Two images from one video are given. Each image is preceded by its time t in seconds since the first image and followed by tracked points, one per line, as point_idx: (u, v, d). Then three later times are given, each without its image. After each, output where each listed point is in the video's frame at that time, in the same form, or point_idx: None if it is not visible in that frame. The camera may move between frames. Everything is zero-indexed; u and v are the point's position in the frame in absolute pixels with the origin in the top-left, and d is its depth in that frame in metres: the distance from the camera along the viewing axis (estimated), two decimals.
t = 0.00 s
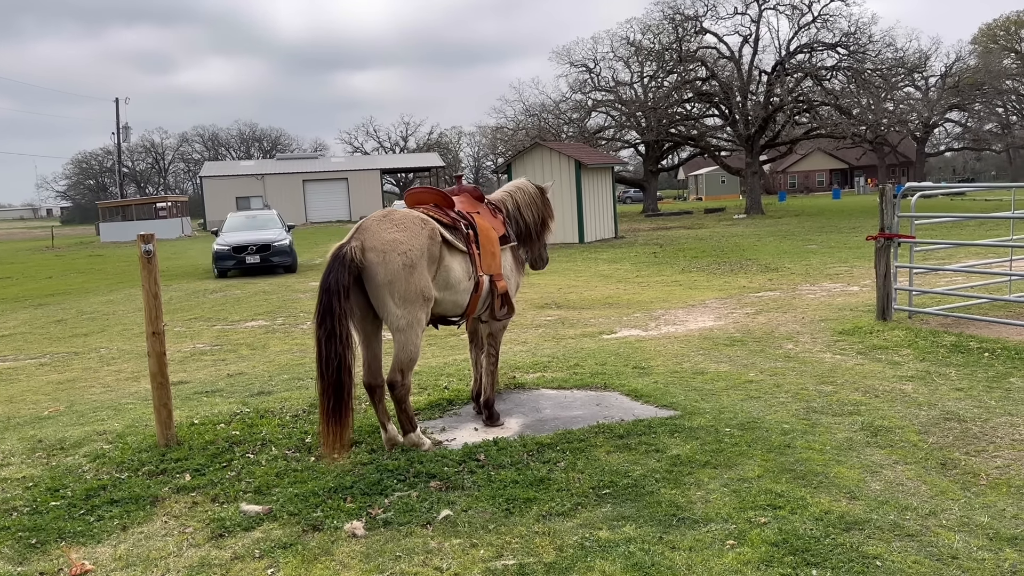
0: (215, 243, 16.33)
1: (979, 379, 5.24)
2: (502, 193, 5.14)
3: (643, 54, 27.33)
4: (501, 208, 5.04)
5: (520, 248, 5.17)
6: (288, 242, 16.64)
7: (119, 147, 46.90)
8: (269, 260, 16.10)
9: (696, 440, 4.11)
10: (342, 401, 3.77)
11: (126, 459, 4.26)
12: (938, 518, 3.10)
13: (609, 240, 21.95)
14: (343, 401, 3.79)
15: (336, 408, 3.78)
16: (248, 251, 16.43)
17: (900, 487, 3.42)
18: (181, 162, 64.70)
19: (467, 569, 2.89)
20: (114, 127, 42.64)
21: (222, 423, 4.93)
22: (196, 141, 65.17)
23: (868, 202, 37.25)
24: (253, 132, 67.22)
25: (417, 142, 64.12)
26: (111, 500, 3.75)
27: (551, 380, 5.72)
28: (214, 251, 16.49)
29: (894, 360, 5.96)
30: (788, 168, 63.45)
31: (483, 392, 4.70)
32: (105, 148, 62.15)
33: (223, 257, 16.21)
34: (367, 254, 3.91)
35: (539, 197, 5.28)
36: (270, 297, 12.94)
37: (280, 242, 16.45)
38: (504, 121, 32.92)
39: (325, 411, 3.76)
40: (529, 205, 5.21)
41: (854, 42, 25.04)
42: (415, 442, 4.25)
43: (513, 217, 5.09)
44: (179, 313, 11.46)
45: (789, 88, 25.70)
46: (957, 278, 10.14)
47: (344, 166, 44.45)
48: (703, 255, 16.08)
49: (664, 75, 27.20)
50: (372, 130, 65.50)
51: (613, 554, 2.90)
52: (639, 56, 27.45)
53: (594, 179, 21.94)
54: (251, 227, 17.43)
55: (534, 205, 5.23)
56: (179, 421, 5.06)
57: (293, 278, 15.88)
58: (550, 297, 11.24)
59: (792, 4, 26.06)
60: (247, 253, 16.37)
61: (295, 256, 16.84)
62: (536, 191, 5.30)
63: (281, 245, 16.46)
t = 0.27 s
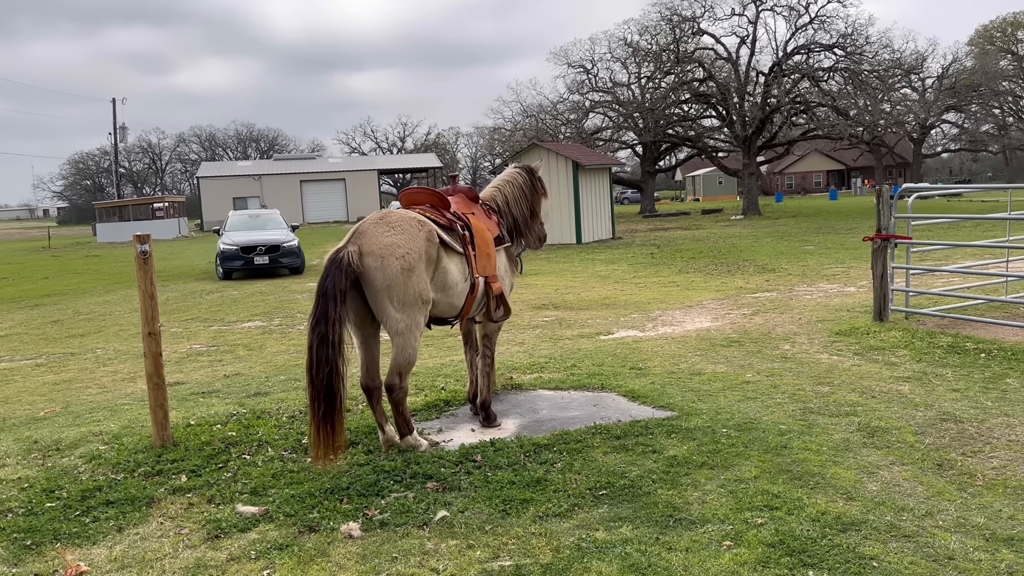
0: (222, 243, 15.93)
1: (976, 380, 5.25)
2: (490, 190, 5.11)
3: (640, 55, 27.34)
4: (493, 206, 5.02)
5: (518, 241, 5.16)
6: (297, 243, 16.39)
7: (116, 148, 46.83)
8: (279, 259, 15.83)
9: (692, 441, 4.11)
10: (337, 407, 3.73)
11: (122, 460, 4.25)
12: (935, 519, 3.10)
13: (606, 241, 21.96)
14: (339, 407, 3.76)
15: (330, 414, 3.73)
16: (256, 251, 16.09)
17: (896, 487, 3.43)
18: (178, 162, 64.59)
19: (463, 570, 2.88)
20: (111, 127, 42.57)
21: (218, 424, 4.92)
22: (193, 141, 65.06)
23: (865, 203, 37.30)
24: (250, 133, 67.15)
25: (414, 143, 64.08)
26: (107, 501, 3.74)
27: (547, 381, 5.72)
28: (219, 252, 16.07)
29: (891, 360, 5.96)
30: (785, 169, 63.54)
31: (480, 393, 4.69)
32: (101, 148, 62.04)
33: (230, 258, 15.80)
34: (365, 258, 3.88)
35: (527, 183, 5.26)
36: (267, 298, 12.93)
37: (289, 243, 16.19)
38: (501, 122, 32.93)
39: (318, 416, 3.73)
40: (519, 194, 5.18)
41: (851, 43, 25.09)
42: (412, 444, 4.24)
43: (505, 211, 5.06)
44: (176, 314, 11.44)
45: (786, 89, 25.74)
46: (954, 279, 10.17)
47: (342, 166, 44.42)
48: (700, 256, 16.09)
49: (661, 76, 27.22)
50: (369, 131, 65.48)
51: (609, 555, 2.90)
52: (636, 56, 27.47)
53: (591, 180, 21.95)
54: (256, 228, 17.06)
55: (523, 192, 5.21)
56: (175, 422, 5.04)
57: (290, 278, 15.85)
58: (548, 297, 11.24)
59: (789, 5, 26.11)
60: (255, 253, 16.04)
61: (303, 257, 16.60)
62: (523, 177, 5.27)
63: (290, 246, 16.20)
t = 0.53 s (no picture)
0: (230, 243, 15.47)
1: (971, 381, 5.26)
2: (481, 190, 5.09)
3: (637, 56, 27.37)
4: (486, 205, 5.01)
5: (513, 239, 5.16)
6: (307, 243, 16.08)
7: (112, 148, 46.74)
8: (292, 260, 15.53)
9: (689, 442, 4.10)
10: (334, 415, 3.70)
11: (116, 461, 4.23)
12: (931, 519, 3.10)
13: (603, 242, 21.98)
14: (337, 415, 3.72)
15: (325, 423, 3.69)
16: (267, 252, 15.68)
17: (892, 488, 3.43)
18: (174, 163, 64.49)
19: (459, 571, 2.88)
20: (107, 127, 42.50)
21: (214, 424, 4.91)
22: (189, 142, 64.92)
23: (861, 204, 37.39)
24: (247, 133, 67.08)
25: (411, 143, 64.07)
26: (101, 502, 3.72)
27: (544, 382, 5.71)
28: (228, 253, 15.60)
29: (888, 361, 5.97)
30: (781, 171, 63.69)
31: (475, 394, 4.69)
32: (98, 149, 61.92)
33: (241, 258, 15.35)
34: (359, 264, 3.86)
35: (517, 175, 5.23)
36: (264, 298, 12.91)
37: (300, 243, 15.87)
38: (498, 122, 32.95)
39: (312, 422, 3.66)
40: (510, 189, 5.16)
41: (847, 45, 25.14)
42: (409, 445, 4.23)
43: (500, 209, 5.06)
44: (172, 314, 11.42)
45: (782, 90, 25.79)
46: (950, 280, 10.19)
47: (338, 167, 44.40)
48: (696, 257, 16.11)
49: (658, 77, 27.25)
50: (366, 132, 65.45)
51: (606, 556, 2.90)
52: (633, 58, 27.50)
53: (588, 180, 21.96)
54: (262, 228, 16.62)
55: (514, 186, 5.19)
56: (171, 422, 5.03)
57: (286, 279, 15.81)
58: (544, 298, 11.23)
59: (786, 6, 26.18)
60: (266, 254, 15.63)
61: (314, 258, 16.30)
62: (512, 169, 5.24)
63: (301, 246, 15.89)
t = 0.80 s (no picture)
0: (245, 246, 14.90)
1: (966, 383, 5.27)
2: (470, 192, 5.07)
3: (633, 58, 27.39)
4: (476, 207, 5.00)
5: (505, 239, 5.17)
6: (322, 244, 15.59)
7: (108, 149, 46.63)
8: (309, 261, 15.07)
9: (684, 443, 4.11)
10: (330, 422, 3.64)
11: (110, 462, 4.22)
12: (925, 521, 3.11)
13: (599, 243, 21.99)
14: (335, 423, 3.66)
15: (322, 432, 3.63)
16: (282, 253, 15.14)
17: (887, 490, 3.44)
18: (170, 163, 64.36)
19: (454, 573, 2.87)
20: (102, 128, 42.42)
21: (209, 426, 4.89)
22: (185, 143, 64.80)
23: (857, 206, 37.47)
24: (243, 134, 66.99)
25: (407, 144, 64.06)
26: (96, 503, 3.71)
27: (540, 383, 5.70)
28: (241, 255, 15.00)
29: (883, 363, 5.99)
30: (777, 172, 63.84)
31: (470, 395, 4.69)
32: (93, 149, 61.77)
33: (257, 261, 14.78)
34: (350, 270, 3.82)
35: (505, 172, 5.21)
36: (259, 299, 12.88)
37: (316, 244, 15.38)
38: (495, 124, 32.97)
39: (314, 432, 3.62)
40: (498, 186, 5.14)
41: (843, 47, 25.23)
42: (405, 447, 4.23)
43: (490, 210, 5.05)
44: (167, 315, 11.39)
45: (778, 92, 25.87)
46: (945, 282, 10.22)
47: (334, 168, 44.35)
48: (692, 259, 16.13)
49: (654, 79, 27.28)
50: (362, 133, 65.42)
51: (600, 558, 2.90)
52: (629, 59, 27.54)
53: (584, 182, 21.98)
54: (271, 230, 16.04)
55: (503, 182, 5.17)
56: (165, 423, 5.02)
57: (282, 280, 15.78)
58: (540, 299, 11.23)
59: (782, 9, 26.27)
60: (282, 255, 15.12)
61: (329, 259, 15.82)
62: (502, 168, 5.23)
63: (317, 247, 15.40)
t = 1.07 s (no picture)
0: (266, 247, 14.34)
1: (961, 385, 5.28)
2: (458, 192, 5.06)
3: (630, 59, 27.42)
4: (464, 208, 4.99)
5: (496, 236, 5.16)
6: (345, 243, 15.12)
7: (104, 149, 46.50)
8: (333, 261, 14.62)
9: (679, 445, 4.11)
10: (322, 431, 3.62)
11: (105, 463, 4.20)
12: (919, 523, 3.11)
13: (595, 245, 22.00)
14: (328, 432, 3.66)
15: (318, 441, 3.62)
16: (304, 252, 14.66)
17: (881, 492, 3.44)
18: (165, 164, 64.20)
19: None
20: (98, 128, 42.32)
21: (204, 427, 4.87)
22: (181, 143, 64.65)
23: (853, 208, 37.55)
24: (239, 134, 66.86)
25: (404, 145, 64.04)
26: (90, 504, 3.70)
27: (535, 385, 5.70)
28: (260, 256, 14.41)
29: (878, 365, 6.00)
30: (773, 174, 63.95)
31: (465, 397, 4.69)
32: (89, 149, 61.59)
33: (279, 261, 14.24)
34: (338, 278, 3.79)
35: (490, 168, 5.20)
36: (254, 300, 12.86)
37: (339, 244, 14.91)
38: (491, 125, 32.98)
39: (309, 443, 3.62)
40: (485, 183, 5.14)
41: (839, 49, 25.31)
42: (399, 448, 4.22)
43: (478, 209, 5.06)
44: (162, 316, 11.35)
45: (774, 94, 25.93)
46: (940, 284, 10.25)
47: (330, 168, 44.31)
48: (688, 260, 16.15)
49: (651, 80, 27.31)
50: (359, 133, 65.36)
51: (595, 560, 2.90)
52: (626, 61, 27.57)
53: (580, 183, 21.99)
54: (285, 229, 15.44)
55: (488, 178, 5.16)
56: (160, 424, 5.01)
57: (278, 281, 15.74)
58: (536, 301, 11.22)
59: (778, 11, 26.33)
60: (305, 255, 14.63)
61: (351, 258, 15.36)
62: (487, 164, 5.21)
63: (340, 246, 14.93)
